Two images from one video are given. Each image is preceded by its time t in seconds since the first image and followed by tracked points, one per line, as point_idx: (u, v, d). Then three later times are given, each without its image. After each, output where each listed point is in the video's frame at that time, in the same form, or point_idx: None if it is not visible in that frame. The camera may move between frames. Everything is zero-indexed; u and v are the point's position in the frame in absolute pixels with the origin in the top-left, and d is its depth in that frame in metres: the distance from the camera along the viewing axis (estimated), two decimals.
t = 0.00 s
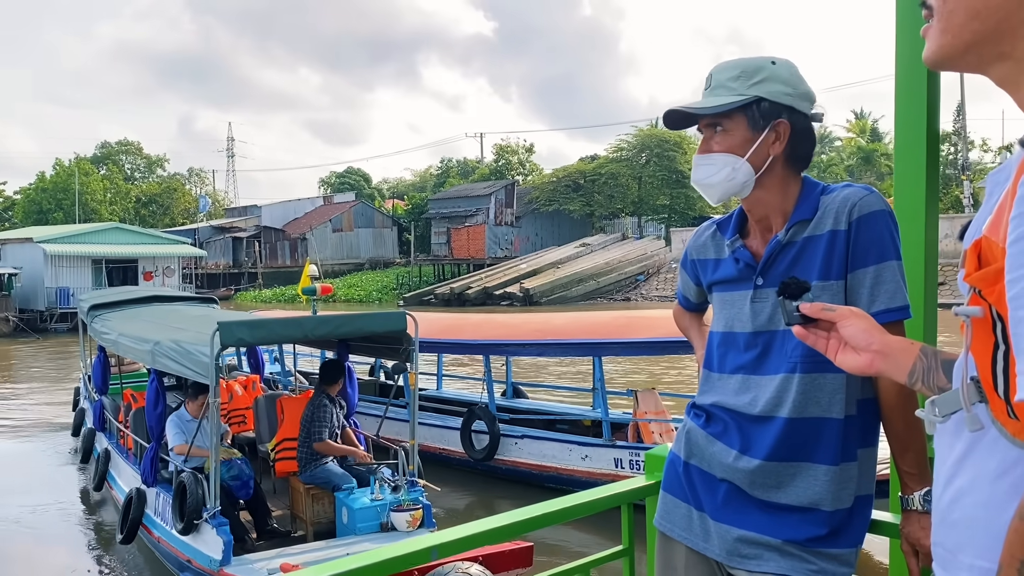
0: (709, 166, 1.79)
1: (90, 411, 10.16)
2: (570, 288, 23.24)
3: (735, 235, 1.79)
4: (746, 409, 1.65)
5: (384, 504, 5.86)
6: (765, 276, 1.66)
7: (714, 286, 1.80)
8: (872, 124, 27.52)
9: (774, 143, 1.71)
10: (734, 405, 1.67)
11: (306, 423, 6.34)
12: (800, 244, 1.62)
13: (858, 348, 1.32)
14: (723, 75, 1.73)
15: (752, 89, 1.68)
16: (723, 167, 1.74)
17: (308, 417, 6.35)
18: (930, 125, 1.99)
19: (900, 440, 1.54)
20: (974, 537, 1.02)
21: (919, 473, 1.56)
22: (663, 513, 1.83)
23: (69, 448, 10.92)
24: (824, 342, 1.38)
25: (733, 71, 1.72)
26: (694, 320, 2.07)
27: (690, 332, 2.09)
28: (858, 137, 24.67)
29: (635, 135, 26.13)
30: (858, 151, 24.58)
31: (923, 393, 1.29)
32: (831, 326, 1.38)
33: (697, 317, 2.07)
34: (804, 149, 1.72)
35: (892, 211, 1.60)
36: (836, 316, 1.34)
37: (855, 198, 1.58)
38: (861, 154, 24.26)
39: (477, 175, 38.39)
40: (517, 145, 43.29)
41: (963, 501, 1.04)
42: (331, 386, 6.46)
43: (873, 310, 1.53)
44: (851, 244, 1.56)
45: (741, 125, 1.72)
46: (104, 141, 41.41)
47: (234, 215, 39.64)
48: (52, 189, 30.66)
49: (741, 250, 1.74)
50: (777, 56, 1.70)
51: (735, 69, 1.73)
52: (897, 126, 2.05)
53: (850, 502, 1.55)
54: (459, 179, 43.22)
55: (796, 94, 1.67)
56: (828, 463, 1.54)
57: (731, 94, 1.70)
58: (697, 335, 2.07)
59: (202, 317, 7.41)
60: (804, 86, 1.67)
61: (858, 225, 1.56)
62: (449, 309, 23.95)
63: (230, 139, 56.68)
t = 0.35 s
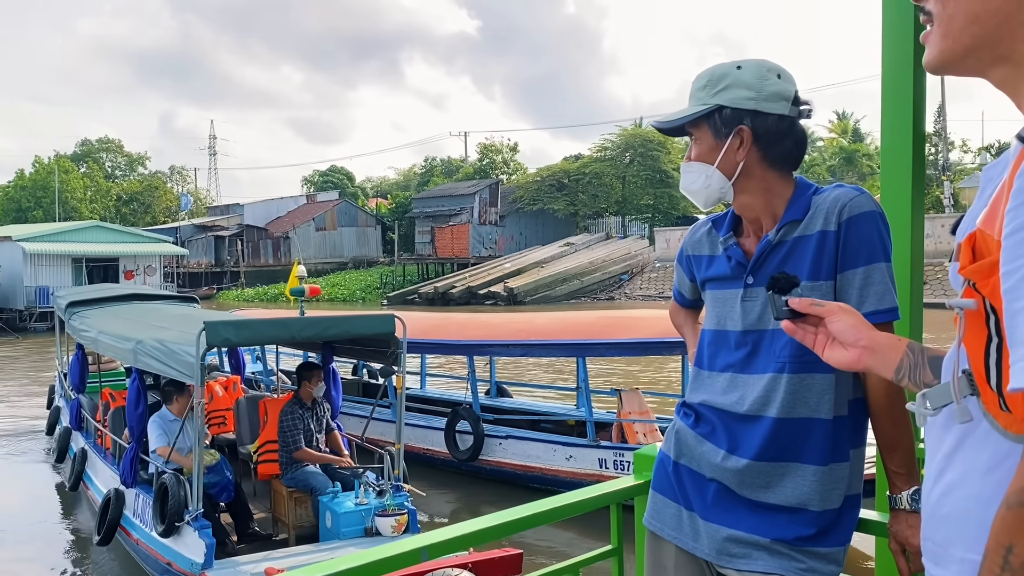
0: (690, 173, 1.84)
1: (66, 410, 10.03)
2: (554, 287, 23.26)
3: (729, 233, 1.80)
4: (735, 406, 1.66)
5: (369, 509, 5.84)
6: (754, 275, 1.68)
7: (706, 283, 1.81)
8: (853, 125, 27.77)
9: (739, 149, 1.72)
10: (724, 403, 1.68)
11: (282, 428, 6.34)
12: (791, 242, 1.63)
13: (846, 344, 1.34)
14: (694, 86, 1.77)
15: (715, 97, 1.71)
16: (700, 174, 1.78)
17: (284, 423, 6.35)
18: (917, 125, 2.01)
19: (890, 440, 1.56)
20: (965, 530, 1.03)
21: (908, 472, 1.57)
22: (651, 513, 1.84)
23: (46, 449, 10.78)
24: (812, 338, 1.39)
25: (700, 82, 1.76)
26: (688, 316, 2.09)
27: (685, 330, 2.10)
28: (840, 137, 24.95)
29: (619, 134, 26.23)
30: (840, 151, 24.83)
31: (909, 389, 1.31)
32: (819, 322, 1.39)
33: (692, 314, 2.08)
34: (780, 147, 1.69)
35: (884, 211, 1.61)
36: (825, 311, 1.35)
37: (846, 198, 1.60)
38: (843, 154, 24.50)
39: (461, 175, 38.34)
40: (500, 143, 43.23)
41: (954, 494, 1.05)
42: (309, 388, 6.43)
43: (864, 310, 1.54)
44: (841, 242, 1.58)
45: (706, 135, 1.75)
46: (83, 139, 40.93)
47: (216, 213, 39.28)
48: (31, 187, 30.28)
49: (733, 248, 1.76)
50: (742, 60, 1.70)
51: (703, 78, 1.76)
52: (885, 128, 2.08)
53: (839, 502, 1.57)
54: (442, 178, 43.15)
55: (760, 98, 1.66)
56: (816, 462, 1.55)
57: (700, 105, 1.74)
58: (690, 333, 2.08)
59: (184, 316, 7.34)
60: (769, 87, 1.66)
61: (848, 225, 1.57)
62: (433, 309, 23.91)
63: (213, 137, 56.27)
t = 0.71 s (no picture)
0: (670, 173, 1.87)
1: (37, 407, 9.88)
2: (534, 286, 23.30)
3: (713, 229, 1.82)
4: (716, 404, 1.67)
5: (350, 510, 5.82)
6: (735, 273, 1.70)
7: (690, 280, 1.83)
8: (831, 127, 28.14)
9: (714, 150, 1.74)
10: (704, 400, 1.70)
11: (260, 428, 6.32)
12: (770, 241, 1.65)
13: (824, 347, 1.35)
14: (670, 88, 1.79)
15: (692, 99, 1.73)
16: (680, 175, 1.81)
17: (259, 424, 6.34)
18: (896, 129, 2.05)
19: (868, 437, 1.59)
20: (957, 519, 1.03)
21: (886, 469, 1.60)
22: (633, 510, 1.85)
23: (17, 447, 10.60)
24: (789, 342, 1.41)
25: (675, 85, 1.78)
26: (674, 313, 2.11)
27: (670, 328, 2.12)
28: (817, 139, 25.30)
29: (600, 134, 26.35)
30: (818, 153, 25.15)
31: (885, 390, 1.34)
32: (795, 326, 1.41)
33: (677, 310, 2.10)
34: (755, 147, 1.71)
35: (864, 211, 1.64)
36: (801, 316, 1.37)
37: (826, 197, 1.62)
38: (820, 156, 24.82)
39: (442, 173, 38.28)
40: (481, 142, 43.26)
41: (942, 482, 1.06)
42: (291, 388, 6.39)
43: (841, 310, 1.57)
44: (821, 242, 1.60)
45: (683, 136, 1.78)
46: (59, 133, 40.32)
47: (194, 210, 38.87)
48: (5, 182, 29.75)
49: (716, 245, 1.78)
50: (718, 61, 1.72)
51: (681, 81, 1.78)
52: (866, 131, 2.11)
53: (818, 499, 1.59)
54: (423, 177, 43.07)
55: (734, 98, 1.68)
56: (795, 460, 1.57)
57: (677, 106, 1.76)
58: (676, 330, 2.10)
59: (162, 313, 7.27)
60: (744, 88, 1.67)
61: (828, 225, 1.59)
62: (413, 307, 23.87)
63: (190, 133, 55.70)
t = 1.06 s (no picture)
0: (640, 175, 1.89)
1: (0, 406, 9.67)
2: (509, 286, 23.31)
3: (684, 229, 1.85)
4: (687, 401, 1.71)
5: (326, 510, 5.79)
6: (705, 272, 1.73)
7: (662, 279, 1.86)
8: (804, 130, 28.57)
9: (682, 153, 1.77)
10: (675, 397, 1.73)
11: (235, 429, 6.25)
12: (740, 242, 1.69)
13: (789, 347, 1.39)
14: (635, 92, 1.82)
15: (659, 103, 1.77)
16: (651, 178, 1.83)
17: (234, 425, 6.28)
18: (868, 131, 2.10)
19: (836, 436, 1.64)
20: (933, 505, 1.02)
21: (855, 467, 1.65)
22: (606, 507, 1.88)
23: None
24: (754, 343, 1.43)
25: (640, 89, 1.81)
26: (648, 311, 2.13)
27: (645, 327, 2.15)
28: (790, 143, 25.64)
29: (576, 135, 26.44)
30: (790, 156, 25.47)
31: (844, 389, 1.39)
32: (758, 327, 1.44)
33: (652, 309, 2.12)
34: (722, 149, 1.74)
35: (830, 214, 1.68)
36: (765, 317, 1.40)
37: (794, 199, 1.66)
38: (793, 159, 25.16)
39: (418, 172, 38.16)
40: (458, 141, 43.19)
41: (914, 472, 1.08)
42: (266, 389, 6.33)
43: (808, 310, 1.61)
44: (788, 244, 1.64)
45: (651, 139, 1.81)
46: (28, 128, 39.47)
47: (167, 207, 38.37)
48: None
49: (687, 244, 1.81)
50: (683, 66, 1.76)
51: (649, 85, 1.82)
52: (839, 135, 2.16)
53: (786, 496, 1.63)
54: (399, 176, 42.91)
55: (700, 101, 1.72)
56: (765, 458, 1.61)
57: (645, 109, 1.79)
58: (650, 329, 2.13)
59: (131, 310, 7.17)
60: (709, 90, 1.72)
61: (795, 227, 1.64)
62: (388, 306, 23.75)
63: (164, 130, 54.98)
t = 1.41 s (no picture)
0: (618, 177, 1.88)
1: None
2: (480, 287, 23.31)
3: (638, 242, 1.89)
4: (638, 408, 1.74)
5: (295, 513, 5.74)
6: (660, 283, 1.75)
7: (619, 291, 1.87)
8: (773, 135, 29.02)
9: (683, 156, 1.86)
10: (627, 404, 1.77)
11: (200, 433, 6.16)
12: (692, 254, 1.72)
13: (730, 358, 1.43)
14: (627, 93, 1.83)
15: (661, 104, 1.81)
16: (637, 180, 1.84)
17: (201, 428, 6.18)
18: (824, 138, 2.14)
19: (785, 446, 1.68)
20: (859, 497, 1.04)
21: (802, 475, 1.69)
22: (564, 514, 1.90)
23: None
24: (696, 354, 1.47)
25: (635, 89, 1.83)
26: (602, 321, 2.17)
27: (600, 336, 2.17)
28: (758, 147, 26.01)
29: (547, 137, 26.52)
30: (759, 160, 25.81)
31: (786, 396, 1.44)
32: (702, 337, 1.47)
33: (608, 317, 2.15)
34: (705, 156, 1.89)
35: (778, 228, 1.74)
36: (708, 330, 1.45)
37: (745, 215, 1.71)
38: (761, 164, 25.52)
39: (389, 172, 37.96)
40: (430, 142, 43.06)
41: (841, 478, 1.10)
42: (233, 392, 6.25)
43: (756, 323, 1.65)
44: (739, 258, 1.68)
45: (652, 140, 1.84)
46: None
47: (132, 205, 37.65)
48: None
49: (641, 257, 1.84)
50: (675, 76, 1.86)
51: (639, 85, 1.84)
52: (794, 142, 2.21)
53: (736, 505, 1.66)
54: (369, 176, 42.62)
55: (695, 109, 1.85)
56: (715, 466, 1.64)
57: (641, 109, 1.81)
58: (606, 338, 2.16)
59: (87, 312, 7.03)
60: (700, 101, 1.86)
61: (746, 240, 1.68)
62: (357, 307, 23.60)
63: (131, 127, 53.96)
